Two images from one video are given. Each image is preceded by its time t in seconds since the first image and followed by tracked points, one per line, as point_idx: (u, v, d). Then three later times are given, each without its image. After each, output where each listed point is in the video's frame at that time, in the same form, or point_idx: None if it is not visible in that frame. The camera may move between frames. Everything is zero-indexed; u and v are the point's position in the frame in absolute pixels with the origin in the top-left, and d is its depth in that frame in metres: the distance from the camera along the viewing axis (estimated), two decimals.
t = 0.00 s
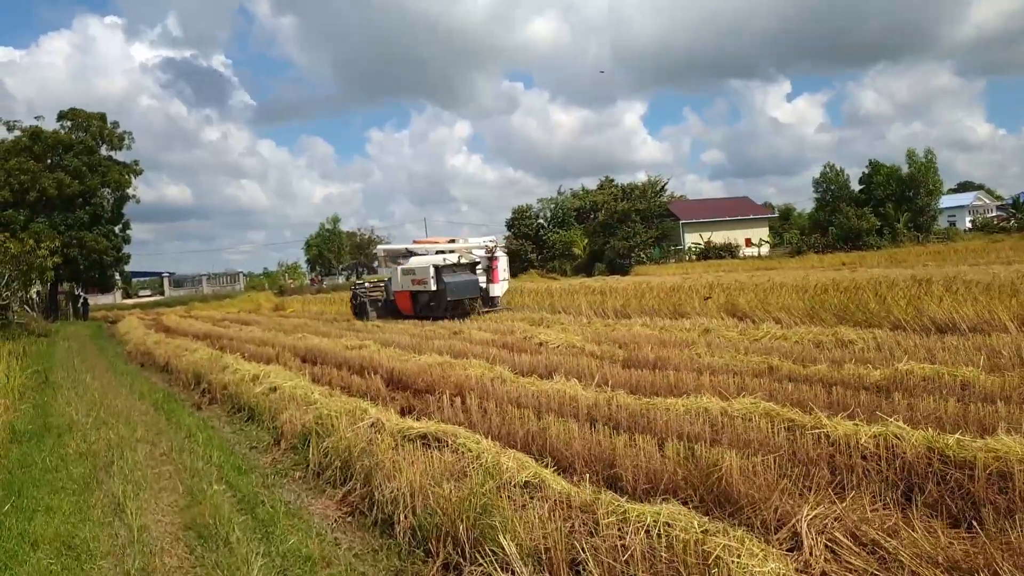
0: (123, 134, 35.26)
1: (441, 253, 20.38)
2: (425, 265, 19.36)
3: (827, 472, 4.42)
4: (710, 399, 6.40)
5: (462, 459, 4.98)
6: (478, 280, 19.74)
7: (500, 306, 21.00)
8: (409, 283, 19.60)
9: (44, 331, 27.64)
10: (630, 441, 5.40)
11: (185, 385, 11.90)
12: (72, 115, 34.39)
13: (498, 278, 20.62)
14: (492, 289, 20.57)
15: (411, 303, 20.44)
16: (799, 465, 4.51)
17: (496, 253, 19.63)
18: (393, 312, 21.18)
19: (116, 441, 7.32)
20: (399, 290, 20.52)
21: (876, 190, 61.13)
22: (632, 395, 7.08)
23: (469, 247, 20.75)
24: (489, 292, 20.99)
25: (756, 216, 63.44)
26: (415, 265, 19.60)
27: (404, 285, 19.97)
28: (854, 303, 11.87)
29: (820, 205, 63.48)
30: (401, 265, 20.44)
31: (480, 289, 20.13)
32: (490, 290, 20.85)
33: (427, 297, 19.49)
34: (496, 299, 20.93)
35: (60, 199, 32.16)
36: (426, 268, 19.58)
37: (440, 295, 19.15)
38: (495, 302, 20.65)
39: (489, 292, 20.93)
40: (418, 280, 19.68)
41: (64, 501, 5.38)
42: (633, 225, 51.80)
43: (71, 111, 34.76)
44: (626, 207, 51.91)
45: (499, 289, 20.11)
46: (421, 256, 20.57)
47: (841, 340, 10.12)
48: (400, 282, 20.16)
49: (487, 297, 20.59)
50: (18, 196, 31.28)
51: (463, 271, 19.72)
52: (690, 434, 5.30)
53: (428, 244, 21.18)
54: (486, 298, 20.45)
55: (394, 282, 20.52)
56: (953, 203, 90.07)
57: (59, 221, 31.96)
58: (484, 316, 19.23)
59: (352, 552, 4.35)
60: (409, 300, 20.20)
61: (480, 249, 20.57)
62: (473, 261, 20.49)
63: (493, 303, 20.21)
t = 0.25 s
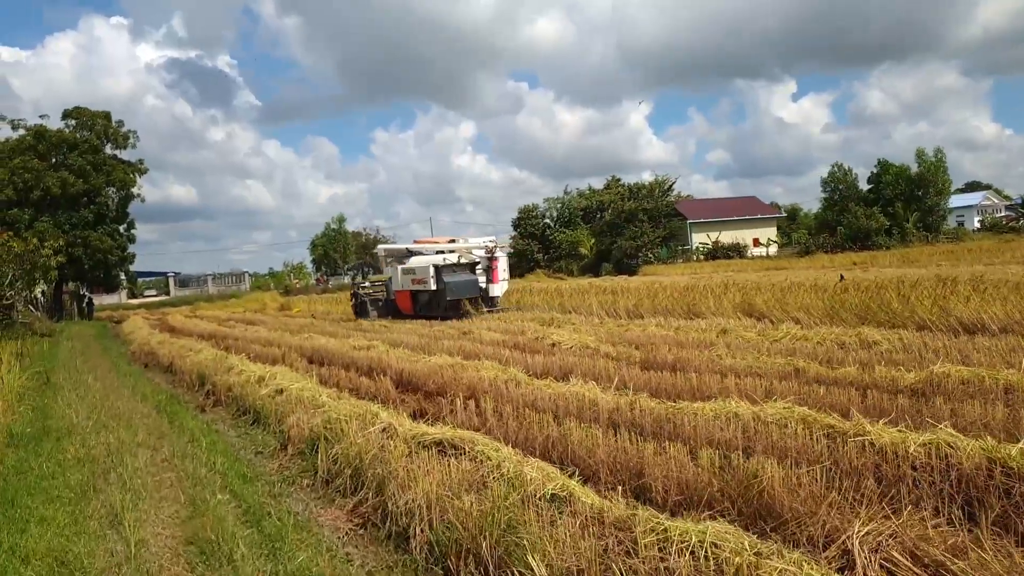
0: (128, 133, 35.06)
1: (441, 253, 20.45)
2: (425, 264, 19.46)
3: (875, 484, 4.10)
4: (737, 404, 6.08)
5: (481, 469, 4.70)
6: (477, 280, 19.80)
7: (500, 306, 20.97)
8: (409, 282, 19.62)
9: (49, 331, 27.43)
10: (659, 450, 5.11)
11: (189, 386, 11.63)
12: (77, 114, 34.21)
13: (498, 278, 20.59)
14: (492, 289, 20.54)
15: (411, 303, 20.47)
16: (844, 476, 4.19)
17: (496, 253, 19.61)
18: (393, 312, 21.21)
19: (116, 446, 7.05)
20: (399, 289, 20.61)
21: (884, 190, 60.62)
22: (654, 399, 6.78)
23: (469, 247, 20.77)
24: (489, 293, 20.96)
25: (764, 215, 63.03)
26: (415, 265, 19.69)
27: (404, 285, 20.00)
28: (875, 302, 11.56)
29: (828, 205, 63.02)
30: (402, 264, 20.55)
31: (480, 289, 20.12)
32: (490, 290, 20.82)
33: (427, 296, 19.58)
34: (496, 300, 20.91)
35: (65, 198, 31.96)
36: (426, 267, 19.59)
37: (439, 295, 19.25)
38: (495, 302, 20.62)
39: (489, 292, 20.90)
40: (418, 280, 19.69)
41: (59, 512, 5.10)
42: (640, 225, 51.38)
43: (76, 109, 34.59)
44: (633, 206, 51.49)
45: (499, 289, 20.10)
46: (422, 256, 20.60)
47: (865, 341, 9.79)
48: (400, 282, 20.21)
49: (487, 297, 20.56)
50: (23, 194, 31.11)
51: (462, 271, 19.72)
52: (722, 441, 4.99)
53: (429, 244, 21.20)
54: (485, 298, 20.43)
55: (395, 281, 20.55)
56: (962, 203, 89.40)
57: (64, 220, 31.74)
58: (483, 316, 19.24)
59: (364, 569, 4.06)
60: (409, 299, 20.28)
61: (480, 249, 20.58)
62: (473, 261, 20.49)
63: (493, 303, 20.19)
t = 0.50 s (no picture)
0: (132, 131, 34.84)
1: (441, 253, 20.33)
2: (425, 264, 19.36)
3: (929, 500, 3.81)
4: (765, 410, 5.80)
5: (501, 480, 4.42)
6: (477, 279, 19.68)
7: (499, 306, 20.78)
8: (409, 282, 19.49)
9: (52, 330, 27.21)
10: (687, 462, 4.84)
11: (192, 388, 11.36)
12: (81, 112, 34.00)
13: (499, 277, 20.38)
14: (491, 289, 20.36)
15: (411, 303, 20.40)
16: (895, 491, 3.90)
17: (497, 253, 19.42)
18: (394, 312, 21.16)
19: (116, 452, 6.79)
20: (399, 289, 20.52)
21: (892, 188, 60.11)
22: (677, 404, 6.50)
23: (469, 247, 20.67)
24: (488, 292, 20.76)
25: (771, 214, 62.65)
26: (415, 265, 19.59)
27: (404, 284, 19.90)
28: (896, 303, 11.26)
29: (836, 204, 62.56)
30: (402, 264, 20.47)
31: (479, 289, 19.94)
32: (489, 290, 20.62)
33: (426, 295, 19.42)
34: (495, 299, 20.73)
35: (69, 196, 31.73)
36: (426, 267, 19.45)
37: (439, 294, 19.14)
38: (494, 302, 20.43)
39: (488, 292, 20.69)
40: (418, 279, 19.54)
41: (54, 523, 4.83)
42: (647, 224, 50.97)
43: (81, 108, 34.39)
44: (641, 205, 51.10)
45: (499, 290, 19.89)
46: (422, 255, 20.52)
47: (890, 342, 9.50)
48: (400, 281, 20.13)
49: (486, 297, 20.36)
50: (27, 193, 30.93)
51: (462, 270, 19.58)
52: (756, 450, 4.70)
53: (429, 243, 21.10)
54: (485, 298, 20.23)
55: (395, 281, 20.46)
56: (970, 202, 88.84)
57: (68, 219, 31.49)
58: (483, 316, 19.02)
59: None
60: (409, 299, 20.13)
61: (480, 249, 20.47)
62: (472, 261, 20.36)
63: (492, 303, 20.00)
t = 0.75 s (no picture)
0: (140, 130, 34.67)
1: (443, 253, 20.22)
2: (426, 263, 19.31)
3: (1003, 518, 3.48)
4: (804, 415, 5.48)
5: (530, 492, 4.11)
6: (478, 280, 19.56)
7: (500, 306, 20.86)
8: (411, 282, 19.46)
9: (59, 331, 27.02)
10: (727, 474, 4.52)
11: (200, 390, 11.09)
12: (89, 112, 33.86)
13: (500, 277, 20.46)
14: (493, 289, 20.41)
15: (413, 303, 20.36)
16: (966, 508, 3.56)
17: (498, 253, 19.46)
18: (398, 312, 21.03)
19: (119, 458, 6.50)
20: (402, 289, 20.50)
21: (904, 189, 59.52)
22: (708, 409, 6.17)
23: (471, 247, 20.60)
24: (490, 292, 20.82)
25: (782, 215, 62.16)
26: (417, 265, 19.54)
27: (406, 284, 19.86)
28: (924, 302, 10.92)
29: (847, 205, 62.01)
30: (404, 263, 20.40)
31: (481, 289, 20.02)
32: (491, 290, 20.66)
33: (429, 296, 19.41)
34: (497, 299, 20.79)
35: (77, 196, 31.56)
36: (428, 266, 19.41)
37: (440, 295, 19.09)
38: (495, 302, 20.50)
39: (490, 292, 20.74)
40: (420, 279, 19.51)
41: (51, 535, 4.53)
42: (657, 224, 50.30)
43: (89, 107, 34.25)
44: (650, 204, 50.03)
45: (500, 290, 19.94)
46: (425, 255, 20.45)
47: (922, 343, 9.16)
48: (403, 281, 20.09)
49: (488, 297, 20.41)
50: (35, 192, 30.76)
51: (464, 270, 19.52)
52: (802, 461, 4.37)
53: (432, 243, 21.03)
54: (486, 298, 20.29)
55: (397, 281, 20.43)
56: (982, 203, 88.02)
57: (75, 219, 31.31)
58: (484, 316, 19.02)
59: None
60: (411, 299, 20.22)
61: (482, 249, 20.48)
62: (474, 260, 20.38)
63: (494, 303, 20.09)
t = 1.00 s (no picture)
0: (147, 131, 34.49)
1: (445, 255, 20.21)
2: (427, 265, 19.40)
3: None
4: (842, 425, 5.20)
5: (560, 512, 3.85)
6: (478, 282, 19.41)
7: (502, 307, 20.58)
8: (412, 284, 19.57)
9: (66, 333, 26.86)
10: (766, 492, 4.25)
11: (207, 395, 10.86)
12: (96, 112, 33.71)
13: (501, 278, 20.26)
14: (495, 291, 20.18)
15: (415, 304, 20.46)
16: None
17: (500, 256, 19.30)
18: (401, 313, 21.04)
19: (123, 468, 6.25)
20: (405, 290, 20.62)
21: (914, 188, 58.97)
22: (738, 419, 5.89)
23: (473, 248, 20.64)
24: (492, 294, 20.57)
25: (791, 214, 61.73)
26: (419, 266, 19.67)
27: (408, 286, 19.97)
28: (951, 304, 10.60)
29: (856, 204, 61.51)
30: (407, 265, 20.48)
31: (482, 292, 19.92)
32: (492, 292, 20.43)
33: (430, 297, 19.53)
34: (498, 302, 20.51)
35: (83, 197, 31.38)
36: (430, 269, 19.50)
37: (441, 296, 19.11)
38: (497, 303, 20.30)
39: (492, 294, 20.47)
40: (421, 281, 19.63)
41: (49, 555, 4.28)
42: (665, 224, 49.79)
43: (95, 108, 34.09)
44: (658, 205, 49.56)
45: (502, 291, 19.86)
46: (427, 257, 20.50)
47: (953, 347, 8.85)
48: (405, 283, 20.19)
49: (489, 299, 20.24)
50: (41, 194, 30.61)
51: (465, 272, 19.59)
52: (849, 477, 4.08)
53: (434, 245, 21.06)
54: (487, 300, 20.17)
55: (400, 283, 20.54)
56: (993, 202, 87.27)
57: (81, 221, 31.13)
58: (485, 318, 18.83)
59: None
60: (413, 300, 20.38)
61: (483, 250, 20.34)
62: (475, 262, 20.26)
63: (495, 305, 19.89)
